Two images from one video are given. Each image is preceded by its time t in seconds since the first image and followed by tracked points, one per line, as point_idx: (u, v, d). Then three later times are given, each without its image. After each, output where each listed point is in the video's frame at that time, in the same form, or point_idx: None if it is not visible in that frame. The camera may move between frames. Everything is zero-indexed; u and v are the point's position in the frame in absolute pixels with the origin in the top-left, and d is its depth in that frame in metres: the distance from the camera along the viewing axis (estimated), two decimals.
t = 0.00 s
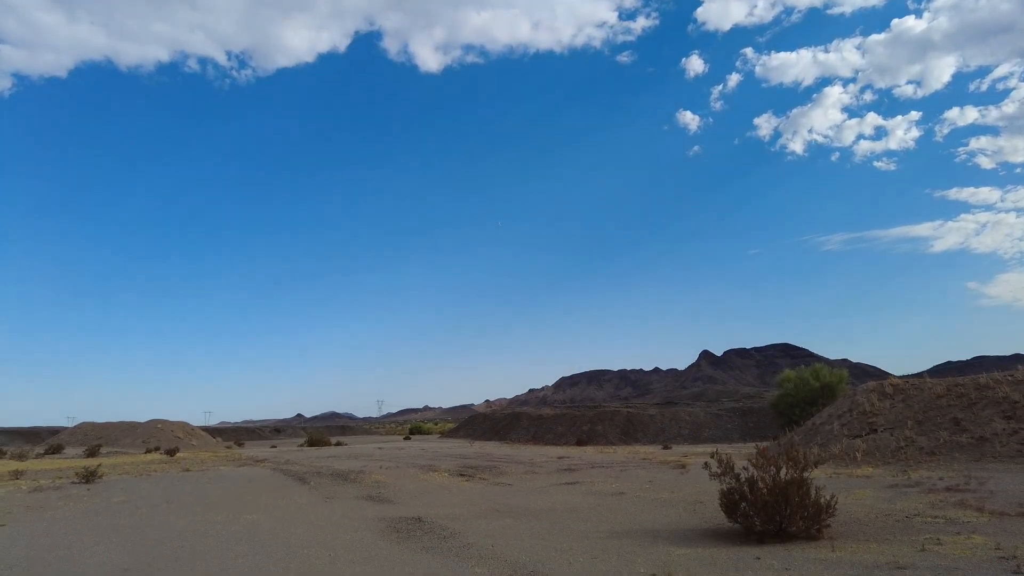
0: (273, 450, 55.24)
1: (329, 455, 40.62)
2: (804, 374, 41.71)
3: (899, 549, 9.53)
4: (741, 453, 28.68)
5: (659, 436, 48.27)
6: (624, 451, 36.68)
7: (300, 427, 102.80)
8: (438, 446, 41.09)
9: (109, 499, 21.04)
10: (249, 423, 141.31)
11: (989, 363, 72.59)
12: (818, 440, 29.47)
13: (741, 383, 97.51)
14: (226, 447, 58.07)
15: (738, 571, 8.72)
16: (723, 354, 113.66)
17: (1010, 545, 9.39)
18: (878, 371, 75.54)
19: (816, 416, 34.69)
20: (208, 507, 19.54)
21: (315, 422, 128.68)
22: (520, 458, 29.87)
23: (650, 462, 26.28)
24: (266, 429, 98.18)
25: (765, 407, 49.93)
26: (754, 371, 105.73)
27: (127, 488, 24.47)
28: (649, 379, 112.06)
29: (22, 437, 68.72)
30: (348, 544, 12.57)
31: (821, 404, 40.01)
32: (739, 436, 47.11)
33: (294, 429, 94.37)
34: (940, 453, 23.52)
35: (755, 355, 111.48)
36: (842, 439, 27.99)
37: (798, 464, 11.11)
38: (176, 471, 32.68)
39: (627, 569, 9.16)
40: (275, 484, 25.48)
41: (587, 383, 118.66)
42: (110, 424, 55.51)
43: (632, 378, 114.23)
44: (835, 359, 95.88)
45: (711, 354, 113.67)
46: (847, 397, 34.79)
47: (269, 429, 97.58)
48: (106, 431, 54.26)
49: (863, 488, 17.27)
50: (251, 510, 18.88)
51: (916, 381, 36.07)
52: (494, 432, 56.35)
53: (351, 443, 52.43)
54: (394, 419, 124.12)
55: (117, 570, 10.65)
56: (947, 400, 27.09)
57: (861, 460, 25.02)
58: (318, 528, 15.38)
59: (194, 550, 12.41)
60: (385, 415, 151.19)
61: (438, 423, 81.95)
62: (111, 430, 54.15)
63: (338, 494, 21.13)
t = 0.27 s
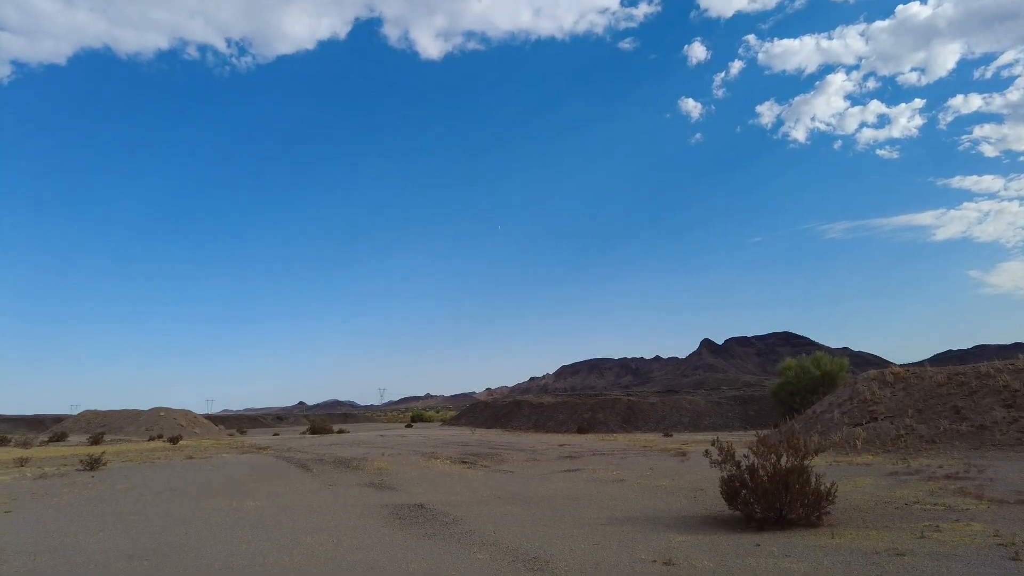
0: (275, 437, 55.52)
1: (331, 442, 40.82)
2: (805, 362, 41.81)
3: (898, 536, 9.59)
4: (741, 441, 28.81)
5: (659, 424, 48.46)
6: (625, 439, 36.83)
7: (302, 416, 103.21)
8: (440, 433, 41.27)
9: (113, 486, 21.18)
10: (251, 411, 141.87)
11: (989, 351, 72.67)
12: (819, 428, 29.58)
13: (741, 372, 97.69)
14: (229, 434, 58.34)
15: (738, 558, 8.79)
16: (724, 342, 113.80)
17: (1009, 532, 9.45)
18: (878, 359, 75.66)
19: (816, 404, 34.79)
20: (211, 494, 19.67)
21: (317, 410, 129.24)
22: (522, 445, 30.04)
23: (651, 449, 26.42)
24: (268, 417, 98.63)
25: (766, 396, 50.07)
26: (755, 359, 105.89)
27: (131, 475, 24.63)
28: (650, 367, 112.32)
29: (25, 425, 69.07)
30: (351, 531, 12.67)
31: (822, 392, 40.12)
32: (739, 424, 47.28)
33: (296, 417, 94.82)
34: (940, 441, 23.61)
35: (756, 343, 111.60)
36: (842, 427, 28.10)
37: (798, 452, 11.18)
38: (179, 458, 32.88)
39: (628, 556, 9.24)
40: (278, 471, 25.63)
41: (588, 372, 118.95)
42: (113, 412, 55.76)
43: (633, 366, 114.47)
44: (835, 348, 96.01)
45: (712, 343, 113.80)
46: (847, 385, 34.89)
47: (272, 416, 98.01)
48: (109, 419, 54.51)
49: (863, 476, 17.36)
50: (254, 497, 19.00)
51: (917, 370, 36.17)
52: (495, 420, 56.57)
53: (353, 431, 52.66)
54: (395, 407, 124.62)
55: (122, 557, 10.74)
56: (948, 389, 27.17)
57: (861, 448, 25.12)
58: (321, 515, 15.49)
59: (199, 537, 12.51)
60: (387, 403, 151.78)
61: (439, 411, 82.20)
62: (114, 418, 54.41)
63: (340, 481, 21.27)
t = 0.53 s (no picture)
0: (276, 429, 55.70)
1: (333, 434, 40.95)
2: (806, 355, 41.83)
3: (897, 528, 9.62)
4: (742, 433, 28.85)
5: (660, 416, 48.57)
6: (625, 431, 36.89)
7: (303, 408, 103.52)
8: (440, 426, 41.34)
9: (115, 478, 21.27)
10: (252, 404, 142.15)
11: (991, 344, 72.65)
12: (819, 420, 29.64)
13: (741, 365, 97.87)
14: (230, 427, 58.51)
15: (738, 549, 8.82)
16: (725, 335, 113.85)
17: (1008, 524, 9.48)
18: (879, 352, 75.65)
19: (817, 397, 34.85)
20: (213, 486, 19.75)
21: (318, 402, 129.56)
22: (522, 437, 30.09)
23: (652, 441, 26.48)
24: (270, 410, 98.90)
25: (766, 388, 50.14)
26: (756, 352, 105.97)
27: (134, 467, 24.74)
28: (651, 360, 112.43)
29: (28, 417, 69.30)
30: (353, 522, 12.73)
31: (822, 385, 40.17)
32: (739, 417, 47.38)
33: (297, 410, 94.95)
34: (939, 434, 23.67)
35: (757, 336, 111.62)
36: (842, 419, 28.17)
37: (799, 445, 11.22)
38: (182, 451, 32.93)
39: (628, 548, 9.28)
40: (280, 463, 25.73)
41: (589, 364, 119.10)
42: (115, 405, 55.92)
43: (634, 358, 114.60)
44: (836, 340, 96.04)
45: (713, 335, 113.89)
46: (848, 378, 34.92)
47: (273, 409, 98.31)
48: (111, 411, 54.69)
49: (863, 468, 17.40)
50: (256, 489, 19.09)
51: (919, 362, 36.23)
52: (496, 412, 56.70)
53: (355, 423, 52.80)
54: (397, 399, 124.91)
55: (124, 548, 10.79)
56: (948, 381, 27.21)
57: (861, 441, 25.18)
58: (323, 506, 15.56)
59: (201, 528, 12.57)
60: (388, 396, 152.19)
61: (440, 404, 82.44)
62: (116, 411, 54.56)
63: (342, 473, 21.34)
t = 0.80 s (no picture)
0: (278, 419, 55.87)
1: (335, 424, 41.04)
2: (807, 344, 41.84)
3: (898, 516, 9.63)
4: (743, 423, 28.89)
5: (661, 406, 48.65)
6: (626, 420, 36.96)
7: (305, 398, 103.79)
8: (442, 416, 41.40)
9: (117, 467, 21.33)
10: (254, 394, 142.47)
11: (993, 335, 72.56)
12: (819, 410, 29.67)
13: (743, 355, 97.91)
14: (232, 417, 58.66)
15: (737, 537, 8.84)
16: (726, 325, 113.84)
17: (1009, 512, 9.48)
18: (880, 342, 75.63)
19: (818, 387, 34.86)
20: (215, 476, 19.80)
21: (320, 392, 129.89)
22: (523, 427, 30.13)
23: (653, 431, 26.52)
24: (272, 399, 99.16)
25: (767, 378, 50.18)
26: (757, 342, 105.97)
27: (137, 456, 24.81)
28: (652, 350, 112.49)
29: (31, 407, 69.53)
30: (354, 511, 12.75)
31: (823, 375, 40.20)
32: (740, 406, 47.46)
33: (299, 400, 95.28)
34: (940, 423, 23.68)
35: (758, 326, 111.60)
36: (843, 409, 28.19)
37: (799, 434, 11.22)
38: (183, 441, 33.02)
39: (629, 536, 9.29)
40: (282, 453, 25.78)
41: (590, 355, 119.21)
42: (117, 395, 56.06)
43: (635, 349, 114.69)
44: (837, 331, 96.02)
45: (714, 326, 113.89)
46: (849, 368, 34.92)
47: (275, 399, 98.49)
48: (114, 401, 54.86)
49: (864, 457, 17.41)
50: (258, 478, 19.15)
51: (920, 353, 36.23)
52: (497, 402, 56.83)
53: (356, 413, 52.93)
54: (398, 389, 125.15)
55: (126, 536, 10.81)
56: (949, 371, 27.20)
57: (861, 430, 25.21)
58: (324, 495, 15.60)
59: (202, 517, 12.61)
60: (390, 386, 152.54)
61: (442, 394, 82.65)
62: (118, 401, 54.70)
63: (343, 463, 21.39)
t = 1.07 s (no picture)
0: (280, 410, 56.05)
1: (335, 415, 41.12)
2: (807, 335, 41.84)
3: (897, 506, 9.64)
4: (743, 414, 28.91)
5: (661, 396, 48.75)
6: (626, 411, 36.99)
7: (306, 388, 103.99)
8: (442, 406, 41.47)
9: (119, 457, 21.37)
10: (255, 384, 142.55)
11: (994, 325, 72.53)
12: (820, 400, 29.69)
13: (743, 346, 97.95)
14: (233, 407, 58.80)
15: (737, 527, 8.84)
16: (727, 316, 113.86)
17: (1008, 502, 9.50)
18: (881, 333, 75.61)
19: (818, 377, 34.88)
20: (216, 465, 19.84)
21: (321, 383, 130.18)
22: (524, 417, 30.19)
23: (653, 422, 26.55)
24: (273, 390, 99.39)
25: (767, 369, 50.22)
26: (758, 333, 106.00)
27: (137, 446, 24.85)
28: (653, 340, 112.55)
29: (32, 398, 69.72)
30: (354, 500, 12.78)
31: (824, 365, 40.22)
32: (740, 397, 47.54)
33: (300, 390, 95.07)
34: (941, 414, 23.70)
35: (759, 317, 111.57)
36: (843, 400, 28.21)
37: (800, 424, 11.22)
38: (184, 431, 33.09)
39: (629, 525, 9.30)
40: (283, 442, 25.83)
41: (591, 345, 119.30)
42: (118, 385, 56.17)
43: (636, 339, 114.76)
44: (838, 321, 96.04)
45: (715, 317, 113.90)
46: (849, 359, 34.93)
47: (276, 389, 98.66)
48: (115, 391, 54.99)
49: (864, 448, 17.43)
50: (258, 468, 19.19)
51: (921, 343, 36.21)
52: (497, 392, 56.94)
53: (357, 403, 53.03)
54: (399, 380, 125.35)
55: (127, 526, 10.83)
56: (950, 362, 27.19)
57: (862, 421, 25.22)
58: (325, 484, 15.64)
59: (203, 506, 12.63)
60: (391, 376, 152.83)
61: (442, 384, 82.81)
62: (119, 391, 54.81)
63: (344, 453, 21.43)
